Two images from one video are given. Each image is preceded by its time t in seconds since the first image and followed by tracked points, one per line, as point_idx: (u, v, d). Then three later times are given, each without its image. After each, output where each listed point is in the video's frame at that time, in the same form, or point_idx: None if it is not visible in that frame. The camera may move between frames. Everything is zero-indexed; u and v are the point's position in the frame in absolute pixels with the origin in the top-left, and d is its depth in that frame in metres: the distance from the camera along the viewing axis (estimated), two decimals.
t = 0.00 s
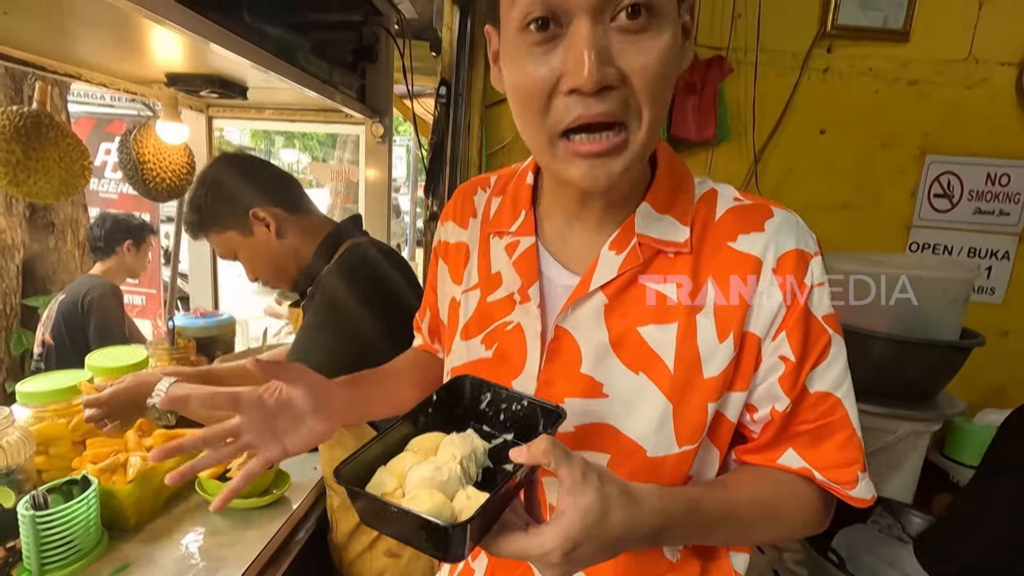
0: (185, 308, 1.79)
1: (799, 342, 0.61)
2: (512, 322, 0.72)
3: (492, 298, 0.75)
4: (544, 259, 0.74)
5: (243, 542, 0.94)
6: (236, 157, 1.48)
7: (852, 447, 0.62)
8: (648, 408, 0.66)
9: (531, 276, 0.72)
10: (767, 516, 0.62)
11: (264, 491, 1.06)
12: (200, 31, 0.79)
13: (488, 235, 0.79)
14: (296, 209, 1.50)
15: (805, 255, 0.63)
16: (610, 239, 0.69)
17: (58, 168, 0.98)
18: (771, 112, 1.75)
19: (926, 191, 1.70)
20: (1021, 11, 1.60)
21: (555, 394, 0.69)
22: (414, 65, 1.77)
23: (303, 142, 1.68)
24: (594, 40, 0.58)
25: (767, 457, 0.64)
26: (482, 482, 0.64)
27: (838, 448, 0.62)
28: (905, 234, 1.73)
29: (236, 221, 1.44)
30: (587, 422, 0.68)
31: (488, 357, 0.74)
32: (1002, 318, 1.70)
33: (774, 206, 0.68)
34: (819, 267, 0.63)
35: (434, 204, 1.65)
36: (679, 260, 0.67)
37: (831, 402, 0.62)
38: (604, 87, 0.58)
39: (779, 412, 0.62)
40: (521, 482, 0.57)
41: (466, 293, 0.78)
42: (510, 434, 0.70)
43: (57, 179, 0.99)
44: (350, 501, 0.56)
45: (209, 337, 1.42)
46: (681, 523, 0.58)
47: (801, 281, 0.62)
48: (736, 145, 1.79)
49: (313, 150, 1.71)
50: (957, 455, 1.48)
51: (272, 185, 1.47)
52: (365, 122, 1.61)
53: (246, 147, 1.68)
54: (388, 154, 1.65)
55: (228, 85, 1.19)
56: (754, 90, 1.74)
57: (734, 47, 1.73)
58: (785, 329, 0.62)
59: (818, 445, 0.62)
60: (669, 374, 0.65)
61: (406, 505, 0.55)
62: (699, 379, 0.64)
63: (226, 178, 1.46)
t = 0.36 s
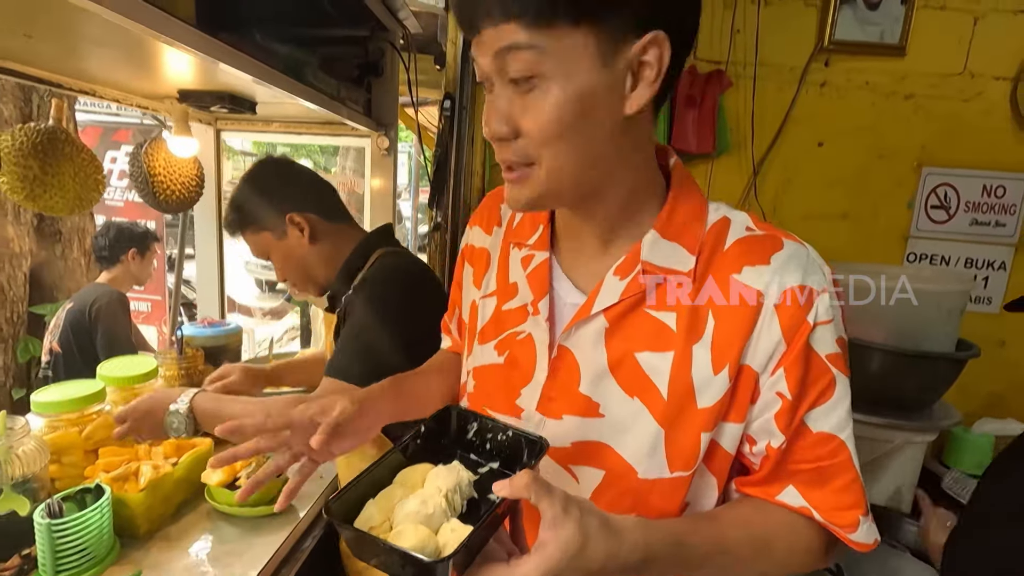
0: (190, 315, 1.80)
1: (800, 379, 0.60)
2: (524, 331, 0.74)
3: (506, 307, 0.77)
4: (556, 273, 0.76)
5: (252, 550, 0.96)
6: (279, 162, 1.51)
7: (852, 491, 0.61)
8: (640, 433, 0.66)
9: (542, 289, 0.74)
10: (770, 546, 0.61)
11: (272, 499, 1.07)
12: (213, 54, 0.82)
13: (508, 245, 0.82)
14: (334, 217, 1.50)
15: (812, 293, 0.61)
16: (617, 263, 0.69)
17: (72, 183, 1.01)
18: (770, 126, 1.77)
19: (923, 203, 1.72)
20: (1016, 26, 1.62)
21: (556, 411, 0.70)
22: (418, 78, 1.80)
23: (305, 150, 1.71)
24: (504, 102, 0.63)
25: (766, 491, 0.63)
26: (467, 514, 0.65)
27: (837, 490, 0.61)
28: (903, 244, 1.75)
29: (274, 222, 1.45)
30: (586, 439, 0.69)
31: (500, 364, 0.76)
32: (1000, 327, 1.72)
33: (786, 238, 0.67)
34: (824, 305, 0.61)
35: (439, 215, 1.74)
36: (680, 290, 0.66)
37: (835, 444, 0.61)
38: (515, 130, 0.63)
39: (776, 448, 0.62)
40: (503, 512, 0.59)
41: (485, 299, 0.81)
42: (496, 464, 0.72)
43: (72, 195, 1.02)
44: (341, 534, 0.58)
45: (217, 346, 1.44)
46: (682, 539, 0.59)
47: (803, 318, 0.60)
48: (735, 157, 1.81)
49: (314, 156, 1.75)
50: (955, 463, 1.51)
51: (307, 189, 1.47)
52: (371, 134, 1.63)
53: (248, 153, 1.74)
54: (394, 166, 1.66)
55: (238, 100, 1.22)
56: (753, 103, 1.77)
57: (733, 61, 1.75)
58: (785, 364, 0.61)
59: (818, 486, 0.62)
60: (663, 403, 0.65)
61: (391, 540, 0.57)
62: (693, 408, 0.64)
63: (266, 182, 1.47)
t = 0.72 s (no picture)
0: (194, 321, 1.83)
1: (788, 404, 0.59)
2: (525, 341, 0.77)
3: (513, 316, 0.82)
4: (556, 288, 0.79)
5: (258, 553, 0.98)
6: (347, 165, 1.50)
7: (845, 519, 0.60)
8: (628, 446, 0.68)
9: (537, 301, 0.77)
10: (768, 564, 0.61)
11: (277, 504, 1.09)
12: (225, 71, 0.84)
13: (520, 260, 0.86)
14: (395, 222, 1.50)
15: (801, 315, 0.61)
16: (610, 278, 0.71)
17: (84, 193, 1.03)
18: (766, 136, 1.80)
19: (917, 212, 1.75)
20: (1007, 39, 1.65)
21: (551, 418, 0.72)
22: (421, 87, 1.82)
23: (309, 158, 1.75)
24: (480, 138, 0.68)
25: (762, 514, 0.63)
26: (458, 531, 0.65)
27: (831, 519, 0.60)
28: (898, 252, 1.78)
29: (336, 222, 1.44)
30: (574, 447, 0.71)
31: (506, 371, 0.79)
32: (995, 334, 1.74)
33: (783, 257, 0.66)
34: (815, 329, 0.61)
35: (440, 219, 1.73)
36: (670, 308, 0.66)
37: (832, 470, 0.60)
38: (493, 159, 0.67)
39: (764, 469, 0.62)
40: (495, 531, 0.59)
41: (497, 310, 0.87)
42: (493, 481, 0.71)
43: (83, 205, 1.04)
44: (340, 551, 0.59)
45: (221, 352, 1.46)
46: (676, 547, 0.61)
47: (791, 342, 0.60)
48: (732, 167, 1.83)
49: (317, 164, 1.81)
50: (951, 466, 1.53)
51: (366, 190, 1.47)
52: (374, 144, 1.62)
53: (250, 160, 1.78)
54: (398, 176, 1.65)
55: (245, 112, 1.24)
56: (749, 113, 1.79)
57: (730, 72, 1.78)
58: (773, 388, 0.60)
59: (814, 515, 0.60)
60: (649, 417, 0.66)
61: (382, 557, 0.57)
62: (678, 424, 0.65)
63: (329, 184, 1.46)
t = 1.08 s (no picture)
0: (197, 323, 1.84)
1: (809, 396, 0.60)
2: (543, 336, 0.79)
3: (531, 312, 0.85)
4: (573, 283, 0.81)
5: (265, 552, 0.97)
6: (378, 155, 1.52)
7: (869, 513, 0.60)
8: (646, 439, 0.69)
9: (553, 296, 0.79)
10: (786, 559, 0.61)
11: (284, 503, 1.08)
12: (236, 66, 0.84)
13: (538, 257, 0.90)
14: (423, 208, 1.52)
15: (822, 306, 0.61)
16: (626, 272, 0.72)
17: (92, 192, 1.03)
18: (769, 139, 1.81)
19: (921, 214, 1.75)
20: (1008, 43, 1.67)
21: (569, 412, 0.73)
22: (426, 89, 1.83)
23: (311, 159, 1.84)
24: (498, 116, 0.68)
25: (785, 509, 0.64)
26: (475, 528, 0.65)
27: (856, 513, 0.60)
28: (901, 254, 1.78)
29: (369, 203, 1.45)
30: (593, 442, 0.72)
31: (524, 366, 0.82)
32: (999, 336, 1.74)
33: (802, 249, 0.67)
34: (836, 320, 0.61)
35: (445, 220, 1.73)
36: (688, 302, 0.67)
37: (856, 462, 0.60)
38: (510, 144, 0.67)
39: (785, 463, 0.62)
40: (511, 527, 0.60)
41: (516, 306, 0.90)
42: (510, 478, 0.73)
43: (91, 204, 1.04)
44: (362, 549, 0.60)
45: (225, 352, 1.46)
46: (694, 542, 0.61)
47: (812, 333, 0.61)
48: (736, 168, 1.84)
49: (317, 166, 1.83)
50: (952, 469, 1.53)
51: (397, 173, 1.48)
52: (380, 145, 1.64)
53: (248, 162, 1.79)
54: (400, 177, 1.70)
55: (252, 111, 1.24)
56: (753, 115, 1.80)
57: (733, 74, 1.79)
58: (794, 380, 0.61)
59: (836, 509, 0.61)
60: (667, 410, 0.67)
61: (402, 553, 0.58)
62: (696, 416, 0.66)
63: (360, 168, 1.48)
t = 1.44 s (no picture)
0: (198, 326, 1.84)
1: (833, 376, 0.60)
2: (559, 335, 0.80)
3: (545, 312, 0.85)
4: (587, 280, 0.82)
5: (273, 553, 0.96)
6: (377, 159, 1.51)
7: (900, 495, 0.59)
8: (673, 430, 0.69)
9: (570, 294, 0.80)
10: (816, 549, 0.60)
11: (290, 503, 1.07)
12: (244, 60, 0.83)
13: (549, 256, 0.91)
14: (421, 212, 1.52)
15: (843, 286, 0.62)
16: (643, 265, 0.74)
17: (99, 189, 1.03)
18: (774, 141, 1.81)
19: (925, 215, 1.76)
20: (1012, 45, 1.67)
21: (588, 408, 0.74)
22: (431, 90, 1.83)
23: (311, 162, 1.82)
24: (612, 84, 0.62)
25: (812, 496, 0.63)
26: (498, 518, 0.66)
27: (886, 496, 0.60)
28: (906, 254, 1.79)
29: (367, 211, 1.44)
30: (617, 436, 0.73)
31: (540, 366, 0.83)
32: (1005, 338, 1.74)
33: (818, 233, 0.69)
34: (858, 299, 0.62)
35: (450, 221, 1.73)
36: (708, 302, 0.68)
37: (882, 443, 0.60)
38: (635, 115, 0.62)
39: (811, 446, 0.62)
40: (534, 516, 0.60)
41: (528, 307, 0.92)
42: (528, 471, 0.75)
43: (98, 201, 1.03)
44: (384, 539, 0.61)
45: (230, 352, 1.45)
46: (719, 531, 0.61)
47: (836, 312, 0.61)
48: (741, 169, 1.84)
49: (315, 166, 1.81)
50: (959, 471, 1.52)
51: (394, 177, 1.47)
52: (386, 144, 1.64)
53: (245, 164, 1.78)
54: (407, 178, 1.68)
55: (259, 110, 1.24)
56: (759, 116, 1.80)
57: (738, 75, 1.79)
58: (818, 361, 0.61)
59: (865, 492, 0.60)
60: (693, 399, 0.68)
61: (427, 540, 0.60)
62: (721, 404, 0.66)
63: (357, 175, 1.46)
